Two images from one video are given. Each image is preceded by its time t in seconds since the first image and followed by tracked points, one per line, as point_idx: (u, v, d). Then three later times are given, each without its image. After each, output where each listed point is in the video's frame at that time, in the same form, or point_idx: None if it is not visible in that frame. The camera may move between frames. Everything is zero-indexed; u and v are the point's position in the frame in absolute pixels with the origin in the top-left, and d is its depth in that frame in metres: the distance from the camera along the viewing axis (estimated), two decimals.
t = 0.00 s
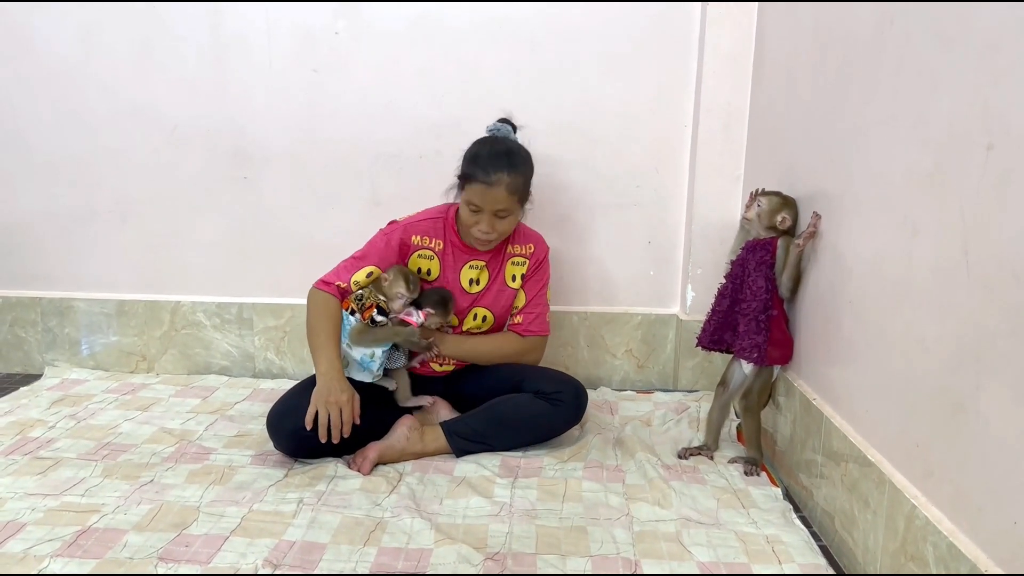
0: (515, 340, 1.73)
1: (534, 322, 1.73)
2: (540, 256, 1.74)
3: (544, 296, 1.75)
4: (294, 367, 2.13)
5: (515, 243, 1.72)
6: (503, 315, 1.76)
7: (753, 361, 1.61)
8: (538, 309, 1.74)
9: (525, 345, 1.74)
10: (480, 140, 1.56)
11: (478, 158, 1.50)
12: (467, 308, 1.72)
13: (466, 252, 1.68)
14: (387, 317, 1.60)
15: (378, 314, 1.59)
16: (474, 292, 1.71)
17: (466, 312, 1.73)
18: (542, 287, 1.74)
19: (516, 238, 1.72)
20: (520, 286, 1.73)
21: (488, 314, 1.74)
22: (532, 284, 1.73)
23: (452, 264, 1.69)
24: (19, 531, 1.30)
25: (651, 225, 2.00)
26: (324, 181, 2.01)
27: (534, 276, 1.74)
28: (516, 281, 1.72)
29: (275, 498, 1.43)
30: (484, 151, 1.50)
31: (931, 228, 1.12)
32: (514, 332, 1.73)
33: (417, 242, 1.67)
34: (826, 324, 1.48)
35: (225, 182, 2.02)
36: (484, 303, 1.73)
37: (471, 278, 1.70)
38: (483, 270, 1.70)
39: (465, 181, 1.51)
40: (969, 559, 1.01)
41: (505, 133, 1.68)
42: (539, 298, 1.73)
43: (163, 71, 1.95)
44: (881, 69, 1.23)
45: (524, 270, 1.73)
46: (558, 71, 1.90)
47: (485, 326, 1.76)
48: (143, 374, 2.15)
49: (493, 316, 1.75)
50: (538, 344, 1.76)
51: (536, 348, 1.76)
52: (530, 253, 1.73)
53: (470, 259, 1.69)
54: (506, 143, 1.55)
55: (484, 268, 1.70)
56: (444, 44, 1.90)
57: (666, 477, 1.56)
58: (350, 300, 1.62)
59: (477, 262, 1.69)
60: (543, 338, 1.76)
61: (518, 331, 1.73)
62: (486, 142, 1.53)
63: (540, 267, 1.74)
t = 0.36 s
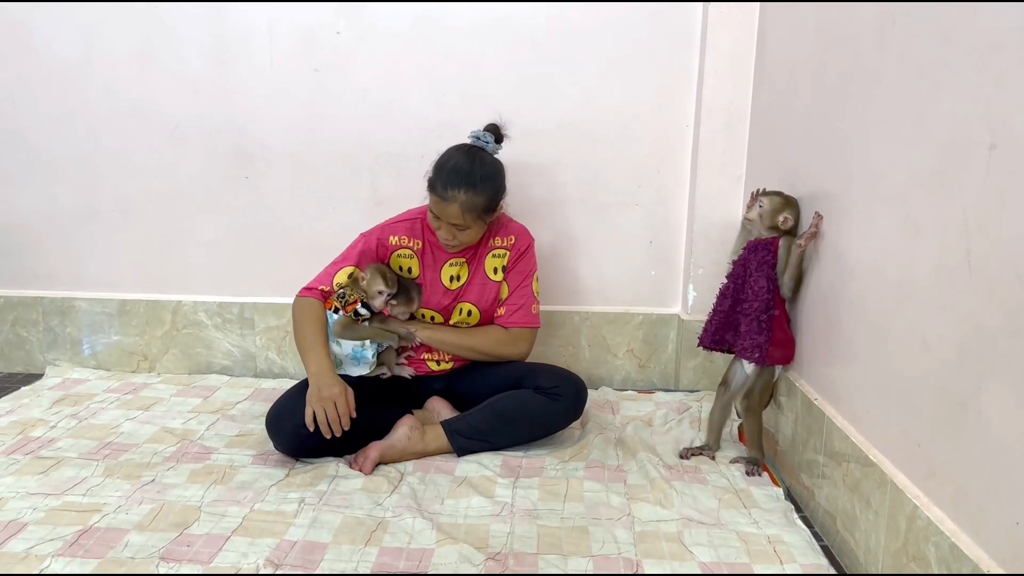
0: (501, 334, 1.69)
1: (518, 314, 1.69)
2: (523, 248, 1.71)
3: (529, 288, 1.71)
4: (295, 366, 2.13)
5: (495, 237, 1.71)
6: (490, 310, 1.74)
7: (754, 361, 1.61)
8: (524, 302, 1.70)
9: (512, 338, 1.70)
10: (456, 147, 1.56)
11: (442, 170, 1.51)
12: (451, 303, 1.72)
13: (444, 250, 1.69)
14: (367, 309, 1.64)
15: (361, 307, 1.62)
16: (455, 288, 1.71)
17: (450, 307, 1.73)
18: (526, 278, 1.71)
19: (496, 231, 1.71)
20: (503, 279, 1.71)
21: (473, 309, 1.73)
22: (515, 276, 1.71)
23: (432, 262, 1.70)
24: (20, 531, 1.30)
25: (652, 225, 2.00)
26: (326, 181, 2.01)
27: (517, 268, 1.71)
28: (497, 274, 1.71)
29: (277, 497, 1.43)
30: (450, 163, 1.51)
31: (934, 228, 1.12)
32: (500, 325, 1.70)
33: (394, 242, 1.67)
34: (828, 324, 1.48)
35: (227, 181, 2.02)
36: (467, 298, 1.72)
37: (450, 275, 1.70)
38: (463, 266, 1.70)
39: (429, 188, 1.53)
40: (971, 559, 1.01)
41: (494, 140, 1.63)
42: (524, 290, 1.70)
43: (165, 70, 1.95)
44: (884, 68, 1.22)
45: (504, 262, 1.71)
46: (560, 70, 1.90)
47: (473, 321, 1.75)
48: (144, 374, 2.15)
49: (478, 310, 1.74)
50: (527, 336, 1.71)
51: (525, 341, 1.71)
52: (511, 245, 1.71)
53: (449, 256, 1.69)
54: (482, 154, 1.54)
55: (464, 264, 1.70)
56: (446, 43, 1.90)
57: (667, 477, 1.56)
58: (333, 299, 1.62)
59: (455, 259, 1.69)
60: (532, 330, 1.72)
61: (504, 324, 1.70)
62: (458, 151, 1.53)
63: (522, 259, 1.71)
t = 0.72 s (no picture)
0: (510, 333, 1.70)
1: (523, 310, 1.70)
2: (520, 245, 1.71)
3: (531, 284, 1.72)
4: (297, 367, 2.13)
5: (491, 236, 1.70)
6: (493, 309, 1.74)
7: (756, 361, 1.60)
8: (530, 299, 1.71)
9: (522, 336, 1.71)
10: (443, 147, 1.56)
11: (431, 172, 1.51)
12: (455, 305, 1.72)
13: (439, 251, 1.69)
14: (366, 310, 1.60)
15: (356, 306, 1.59)
16: (454, 289, 1.71)
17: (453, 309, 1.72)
18: (528, 275, 1.71)
19: (492, 230, 1.70)
20: (503, 278, 1.72)
21: (477, 310, 1.73)
22: (517, 274, 1.71)
23: (428, 264, 1.70)
24: (22, 531, 1.30)
25: (654, 225, 2.00)
26: (328, 181, 2.01)
27: (516, 265, 1.71)
28: (496, 273, 1.71)
29: (278, 497, 1.43)
30: (438, 164, 1.51)
31: (936, 228, 1.12)
32: (512, 325, 1.71)
33: (389, 244, 1.69)
34: (830, 324, 1.47)
35: (228, 181, 2.02)
36: (469, 299, 1.72)
37: (448, 276, 1.71)
38: (459, 267, 1.70)
39: (419, 190, 1.54)
40: (973, 560, 1.01)
41: (480, 138, 1.61)
42: (528, 287, 1.71)
43: (167, 70, 1.95)
44: (886, 68, 1.22)
45: (503, 261, 1.71)
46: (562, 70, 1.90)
47: (478, 322, 1.75)
48: (146, 373, 2.15)
49: (483, 310, 1.74)
50: (538, 332, 1.73)
51: (533, 337, 1.72)
52: (508, 243, 1.71)
53: (445, 257, 1.70)
54: (470, 152, 1.54)
55: (461, 264, 1.70)
56: (447, 44, 1.90)
57: (669, 477, 1.56)
58: (333, 300, 1.63)
59: (452, 260, 1.70)
60: (541, 326, 1.73)
61: (516, 323, 1.70)
62: (445, 151, 1.53)
63: (522, 257, 1.71)
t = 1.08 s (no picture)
0: (504, 338, 1.70)
1: (517, 317, 1.69)
2: (519, 249, 1.70)
3: (529, 290, 1.70)
4: (298, 367, 2.14)
5: (491, 238, 1.70)
6: (487, 311, 1.74)
7: (756, 361, 1.61)
8: (525, 306, 1.70)
9: (516, 342, 1.71)
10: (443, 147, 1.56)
11: (428, 172, 1.52)
12: (448, 304, 1.74)
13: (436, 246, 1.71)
14: (360, 310, 1.57)
15: (350, 307, 1.57)
16: (449, 287, 1.72)
17: (445, 307, 1.74)
18: (525, 281, 1.70)
19: (493, 232, 1.71)
20: (501, 282, 1.71)
21: (470, 311, 1.74)
22: (514, 280, 1.70)
23: (425, 258, 1.73)
24: (23, 531, 1.30)
25: (655, 226, 2.00)
26: (328, 181, 2.01)
27: (514, 270, 1.70)
28: (494, 276, 1.70)
29: (279, 498, 1.43)
30: (435, 165, 1.52)
31: (936, 228, 1.12)
32: (507, 330, 1.71)
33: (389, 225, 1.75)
34: (830, 325, 1.48)
35: (229, 182, 2.02)
36: (462, 299, 1.73)
37: (442, 272, 1.72)
38: (455, 265, 1.71)
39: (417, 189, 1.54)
40: (973, 560, 1.01)
41: (482, 140, 1.61)
42: (525, 293, 1.69)
43: (168, 71, 1.96)
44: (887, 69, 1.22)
45: (501, 264, 1.70)
46: (562, 70, 1.90)
47: (471, 323, 1.76)
48: (147, 374, 2.15)
49: (476, 312, 1.74)
50: (533, 339, 1.72)
51: (526, 344, 1.72)
52: (507, 246, 1.70)
53: (441, 253, 1.71)
54: (468, 153, 1.54)
55: (457, 263, 1.71)
56: (448, 44, 1.90)
57: (669, 477, 1.56)
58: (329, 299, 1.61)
59: (448, 257, 1.71)
60: (536, 333, 1.72)
61: (509, 330, 1.70)
62: (444, 152, 1.54)
63: (520, 261, 1.69)
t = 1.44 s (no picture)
0: (504, 334, 1.70)
1: (517, 313, 1.70)
2: (521, 247, 1.71)
3: (530, 287, 1.70)
4: (299, 367, 2.14)
5: (493, 236, 1.71)
6: (488, 309, 1.75)
7: (757, 362, 1.61)
8: (526, 303, 1.70)
9: (516, 339, 1.71)
10: (447, 145, 1.56)
11: (434, 169, 1.52)
12: (450, 301, 1.74)
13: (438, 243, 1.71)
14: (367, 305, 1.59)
15: (357, 303, 1.58)
16: (450, 284, 1.72)
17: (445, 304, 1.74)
18: (526, 278, 1.70)
19: (495, 230, 1.71)
20: (502, 279, 1.71)
21: (471, 308, 1.74)
22: (516, 276, 1.71)
23: (427, 256, 1.72)
24: (24, 531, 1.30)
25: (655, 226, 2.00)
26: (329, 181, 2.01)
27: (516, 267, 1.71)
28: (496, 273, 1.71)
29: (280, 498, 1.44)
30: (441, 162, 1.52)
31: (937, 228, 1.11)
32: (507, 327, 1.71)
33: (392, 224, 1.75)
34: (831, 324, 1.48)
35: (230, 182, 2.02)
36: (464, 296, 1.73)
37: (444, 269, 1.72)
38: (457, 262, 1.71)
39: (423, 187, 1.54)
40: (975, 560, 1.01)
41: (485, 138, 1.61)
42: (526, 290, 1.70)
43: (169, 71, 1.96)
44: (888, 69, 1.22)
45: (503, 262, 1.71)
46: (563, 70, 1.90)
47: (471, 320, 1.76)
48: (148, 374, 2.15)
49: (477, 309, 1.74)
50: (533, 336, 1.72)
51: (527, 341, 1.72)
52: (508, 244, 1.71)
53: (443, 251, 1.71)
54: (473, 151, 1.54)
55: (459, 260, 1.71)
56: (448, 44, 1.90)
57: (671, 478, 1.56)
58: (332, 300, 1.63)
59: (450, 254, 1.71)
60: (536, 330, 1.72)
61: (510, 326, 1.70)
62: (449, 150, 1.54)
63: (521, 258, 1.70)
